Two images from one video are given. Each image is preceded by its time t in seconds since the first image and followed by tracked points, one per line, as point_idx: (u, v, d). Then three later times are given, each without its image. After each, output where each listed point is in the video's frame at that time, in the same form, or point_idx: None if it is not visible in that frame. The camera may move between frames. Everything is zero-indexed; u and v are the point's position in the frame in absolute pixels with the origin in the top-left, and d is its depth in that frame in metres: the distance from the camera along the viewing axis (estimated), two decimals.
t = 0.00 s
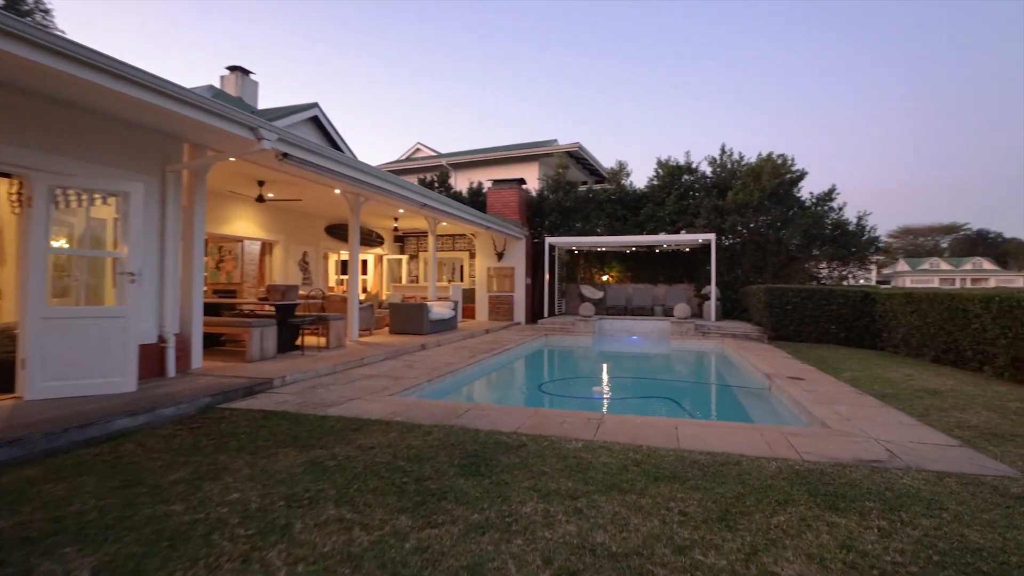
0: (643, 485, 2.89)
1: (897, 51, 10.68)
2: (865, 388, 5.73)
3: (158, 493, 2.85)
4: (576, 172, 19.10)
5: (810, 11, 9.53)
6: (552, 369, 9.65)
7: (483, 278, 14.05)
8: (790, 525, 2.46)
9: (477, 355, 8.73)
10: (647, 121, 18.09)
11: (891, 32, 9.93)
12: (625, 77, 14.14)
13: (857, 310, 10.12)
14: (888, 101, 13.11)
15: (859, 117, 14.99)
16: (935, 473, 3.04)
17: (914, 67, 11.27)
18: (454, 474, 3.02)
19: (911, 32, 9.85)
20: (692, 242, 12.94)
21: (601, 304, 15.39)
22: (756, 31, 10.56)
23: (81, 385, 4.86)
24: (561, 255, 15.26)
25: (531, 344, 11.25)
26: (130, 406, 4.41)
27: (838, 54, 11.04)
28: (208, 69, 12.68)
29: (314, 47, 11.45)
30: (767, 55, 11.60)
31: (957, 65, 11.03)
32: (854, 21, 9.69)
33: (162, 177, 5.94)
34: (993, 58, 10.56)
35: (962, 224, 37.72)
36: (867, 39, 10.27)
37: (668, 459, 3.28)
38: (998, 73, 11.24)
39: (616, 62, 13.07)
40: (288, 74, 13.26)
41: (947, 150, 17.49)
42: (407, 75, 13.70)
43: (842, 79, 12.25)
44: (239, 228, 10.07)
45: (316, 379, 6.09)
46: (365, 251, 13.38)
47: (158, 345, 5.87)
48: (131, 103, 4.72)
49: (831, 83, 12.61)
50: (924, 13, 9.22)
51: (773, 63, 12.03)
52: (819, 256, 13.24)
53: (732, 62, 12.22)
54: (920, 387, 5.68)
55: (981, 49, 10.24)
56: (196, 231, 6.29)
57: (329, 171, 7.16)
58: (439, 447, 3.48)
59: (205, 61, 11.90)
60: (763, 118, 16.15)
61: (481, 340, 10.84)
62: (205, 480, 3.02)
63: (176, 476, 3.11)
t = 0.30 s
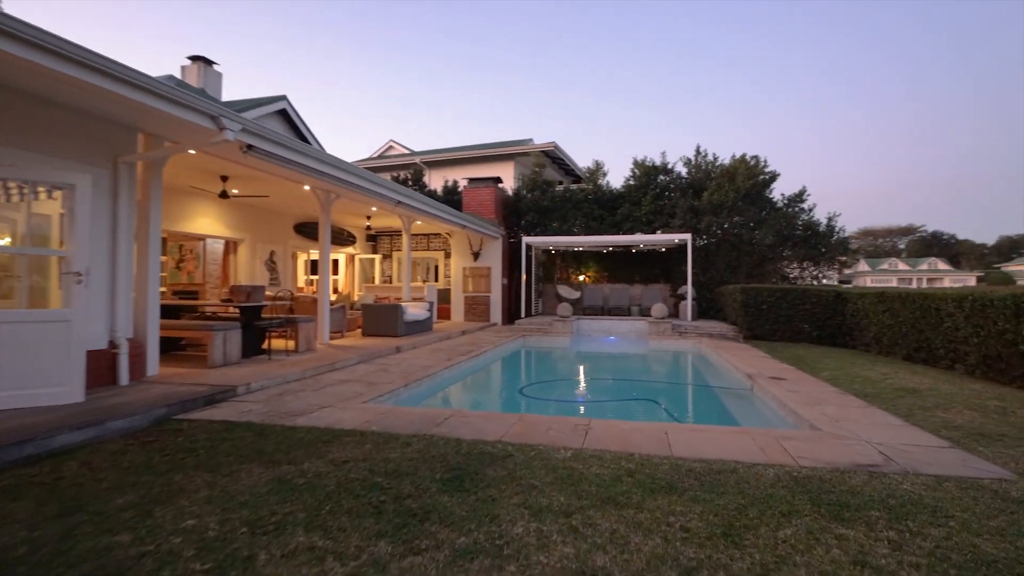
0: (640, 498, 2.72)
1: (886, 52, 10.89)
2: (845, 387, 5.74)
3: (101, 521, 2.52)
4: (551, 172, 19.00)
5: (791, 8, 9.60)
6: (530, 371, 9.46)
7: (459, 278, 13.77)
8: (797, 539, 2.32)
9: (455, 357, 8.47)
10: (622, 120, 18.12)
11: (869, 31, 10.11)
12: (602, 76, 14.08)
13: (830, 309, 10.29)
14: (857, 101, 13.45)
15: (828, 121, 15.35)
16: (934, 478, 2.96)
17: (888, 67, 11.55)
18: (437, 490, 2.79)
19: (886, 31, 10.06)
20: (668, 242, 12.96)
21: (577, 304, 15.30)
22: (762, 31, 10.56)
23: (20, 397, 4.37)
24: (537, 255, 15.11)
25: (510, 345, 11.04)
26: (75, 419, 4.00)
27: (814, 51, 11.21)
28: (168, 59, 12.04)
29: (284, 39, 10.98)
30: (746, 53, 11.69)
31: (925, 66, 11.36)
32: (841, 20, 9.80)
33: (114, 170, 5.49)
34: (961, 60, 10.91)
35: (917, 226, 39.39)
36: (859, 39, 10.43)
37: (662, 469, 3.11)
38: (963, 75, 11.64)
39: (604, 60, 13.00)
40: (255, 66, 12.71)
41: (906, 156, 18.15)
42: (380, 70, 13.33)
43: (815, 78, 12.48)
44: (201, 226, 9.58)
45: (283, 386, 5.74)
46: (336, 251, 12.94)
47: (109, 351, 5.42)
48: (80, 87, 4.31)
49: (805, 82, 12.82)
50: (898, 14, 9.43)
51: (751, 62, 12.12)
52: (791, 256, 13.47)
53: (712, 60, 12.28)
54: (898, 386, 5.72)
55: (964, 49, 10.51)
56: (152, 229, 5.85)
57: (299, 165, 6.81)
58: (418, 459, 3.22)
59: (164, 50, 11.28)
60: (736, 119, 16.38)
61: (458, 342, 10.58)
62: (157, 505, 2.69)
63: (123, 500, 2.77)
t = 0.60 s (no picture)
0: (635, 512, 2.55)
1: (858, 58, 11.15)
2: (824, 387, 5.76)
3: (30, 555, 2.19)
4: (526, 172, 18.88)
5: (768, 8, 9.69)
6: (508, 373, 9.26)
7: (433, 278, 13.48)
8: (804, 553, 2.19)
9: (430, 360, 8.20)
10: (597, 121, 18.15)
11: (841, 35, 10.32)
12: (580, 75, 13.99)
13: (802, 309, 10.44)
14: (825, 104, 13.77)
15: (797, 124, 15.68)
16: (929, 482, 2.90)
17: (858, 75, 11.86)
18: (417, 508, 2.56)
19: (869, 34, 10.20)
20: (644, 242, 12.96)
21: (554, 304, 15.20)
22: (752, 31, 10.62)
23: None
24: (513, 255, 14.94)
25: (486, 347, 10.82)
26: (9, 435, 3.60)
27: (787, 53, 11.39)
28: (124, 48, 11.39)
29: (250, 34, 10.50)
30: (722, 53, 11.80)
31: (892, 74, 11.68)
32: (815, 22, 9.96)
33: (60, 160, 5.04)
34: (927, 68, 11.28)
35: (876, 228, 41.01)
36: (833, 43, 10.65)
37: (655, 478, 2.95)
38: (925, 87, 12.07)
39: (582, 58, 12.92)
40: (218, 59, 12.16)
41: (868, 163, 18.78)
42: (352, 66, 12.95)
43: (788, 80, 12.69)
44: (160, 223, 9.07)
45: (248, 393, 5.39)
46: (305, 250, 12.48)
47: (54, 358, 4.98)
48: (21, 68, 3.91)
49: (777, 84, 13.04)
50: (872, 18, 9.60)
51: (727, 62, 12.25)
52: (763, 257, 13.68)
53: (690, 60, 12.35)
54: (875, 385, 5.76)
55: (932, 58, 10.86)
56: (103, 225, 5.42)
57: (265, 158, 6.45)
58: (395, 474, 2.98)
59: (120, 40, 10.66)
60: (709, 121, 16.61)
61: (433, 344, 10.30)
62: (100, 534, 2.38)
63: (60, 529, 2.44)
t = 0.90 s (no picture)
0: (633, 526, 2.39)
1: (831, 60, 11.33)
2: (805, 387, 5.75)
3: None
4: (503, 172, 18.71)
5: (747, 6, 9.74)
6: (487, 376, 9.06)
7: (409, 278, 13.17)
8: (813, 568, 2.07)
9: (407, 363, 7.94)
10: (574, 121, 18.14)
11: (816, 35, 10.44)
12: (557, 72, 13.92)
13: (778, 308, 10.55)
14: (799, 106, 14.00)
15: (770, 126, 15.95)
16: (926, 486, 2.83)
17: (831, 78, 12.07)
18: (397, 528, 2.34)
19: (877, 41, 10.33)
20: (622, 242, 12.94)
21: (532, 305, 15.07)
22: (740, 30, 10.66)
23: None
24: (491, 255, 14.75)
25: (465, 349, 10.59)
26: None
27: (763, 54, 11.51)
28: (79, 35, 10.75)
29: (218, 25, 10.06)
30: (700, 51, 11.84)
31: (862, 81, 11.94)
32: (795, 22, 10.07)
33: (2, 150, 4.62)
34: (895, 78, 11.57)
35: (841, 231, 42.38)
36: (808, 43, 10.78)
37: (650, 487, 2.80)
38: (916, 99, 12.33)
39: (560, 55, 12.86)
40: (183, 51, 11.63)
41: (835, 169, 19.29)
42: (325, 62, 12.57)
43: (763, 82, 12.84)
44: (117, 220, 8.57)
45: (212, 401, 5.05)
46: (275, 250, 12.03)
47: None
48: None
49: (753, 86, 13.19)
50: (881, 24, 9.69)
51: (704, 61, 12.31)
52: (738, 257, 13.84)
53: (668, 57, 12.35)
54: (855, 384, 5.78)
55: (900, 67, 11.14)
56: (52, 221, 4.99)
57: (231, 150, 6.09)
58: (373, 489, 2.75)
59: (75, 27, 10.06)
60: (685, 121, 16.75)
61: (410, 346, 10.02)
62: (37, 568, 2.09)
63: None
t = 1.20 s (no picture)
0: (636, 543, 2.23)
1: (816, 57, 11.45)
2: (792, 388, 5.72)
3: None
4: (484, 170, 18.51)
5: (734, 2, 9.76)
6: (469, 378, 8.85)
7: (389, 278, 12.87)
8: None
9: (388, 366, 7.69)
10: (556, 120, 18.05)
11: (799, 31, 10.53)
12: (540, 67, 13.79)
13: (759, 309, 10.61)
14: (778, 108, 14.17)
15: (749, 128, 16.11)
16: (930, 492, 2.76)
17: (811, 75, 12.23)
18: (382, 552, 2.13)
19: (870, 41, 10.45)
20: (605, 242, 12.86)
21: (514, 305, 14.90)
22: (724, 25, 10.68)
23: None
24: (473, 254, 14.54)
25: (447, 351, 10.36)
26: None
27: (746, 51, 11.57)
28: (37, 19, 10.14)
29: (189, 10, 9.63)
30: (684, 48, 11.85)
31: (841, 78, 12.09)
32: (779, 19, 10.13)
33: None
34: (872, 76, 11.77)
35: (813, 233, 43.36)
36: (791, 39, 10.86)
37: (650, 499, 2.65)
38: (912, 101, 12.46)
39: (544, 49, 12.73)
40: (150, 39, 11.11)
41: (810, 172, 19.65)
42: (301, 54, 12.19)
43: (745, 79, 12.92)
44: (77, 216, 8.10)
45: (180, 409, 4.74)
46: (248, 248, 11.61)
47: None
48: None
49: (734, 83, 13.26)
50: (877, 22, 9.80)
51: (687, 57, 12.32)
52: (719, 258, 13.93)
53: (652, 53, 12.32)
54: (842, 385, 5.77)
55: (878, 65, 11.32)
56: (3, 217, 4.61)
57: (198, 142, 5.75)
58: (355, 507, 2.54)
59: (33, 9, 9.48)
60: (666, 120, 16.80)
61: (390, 347, 9.75)
62: None
63: None
